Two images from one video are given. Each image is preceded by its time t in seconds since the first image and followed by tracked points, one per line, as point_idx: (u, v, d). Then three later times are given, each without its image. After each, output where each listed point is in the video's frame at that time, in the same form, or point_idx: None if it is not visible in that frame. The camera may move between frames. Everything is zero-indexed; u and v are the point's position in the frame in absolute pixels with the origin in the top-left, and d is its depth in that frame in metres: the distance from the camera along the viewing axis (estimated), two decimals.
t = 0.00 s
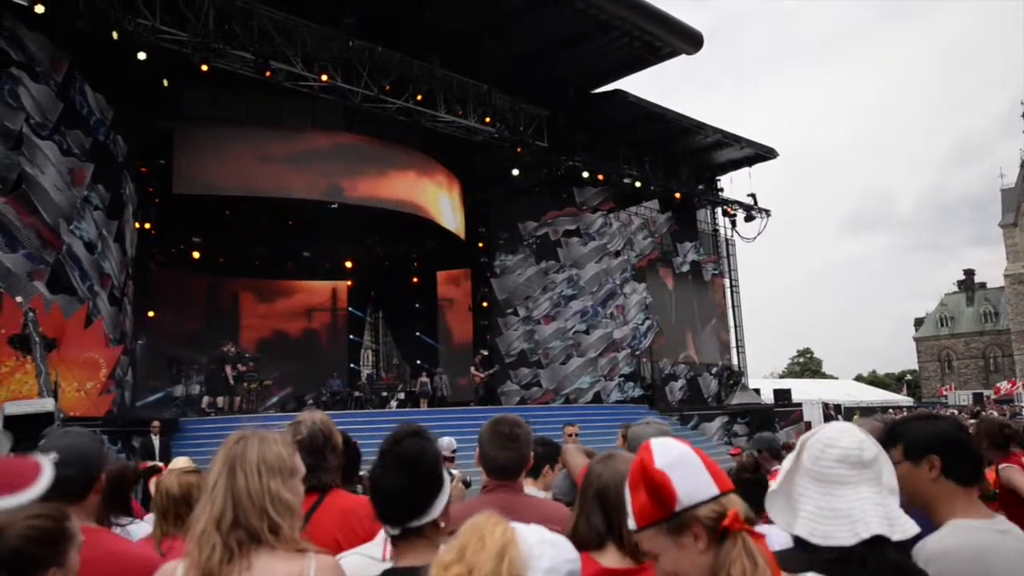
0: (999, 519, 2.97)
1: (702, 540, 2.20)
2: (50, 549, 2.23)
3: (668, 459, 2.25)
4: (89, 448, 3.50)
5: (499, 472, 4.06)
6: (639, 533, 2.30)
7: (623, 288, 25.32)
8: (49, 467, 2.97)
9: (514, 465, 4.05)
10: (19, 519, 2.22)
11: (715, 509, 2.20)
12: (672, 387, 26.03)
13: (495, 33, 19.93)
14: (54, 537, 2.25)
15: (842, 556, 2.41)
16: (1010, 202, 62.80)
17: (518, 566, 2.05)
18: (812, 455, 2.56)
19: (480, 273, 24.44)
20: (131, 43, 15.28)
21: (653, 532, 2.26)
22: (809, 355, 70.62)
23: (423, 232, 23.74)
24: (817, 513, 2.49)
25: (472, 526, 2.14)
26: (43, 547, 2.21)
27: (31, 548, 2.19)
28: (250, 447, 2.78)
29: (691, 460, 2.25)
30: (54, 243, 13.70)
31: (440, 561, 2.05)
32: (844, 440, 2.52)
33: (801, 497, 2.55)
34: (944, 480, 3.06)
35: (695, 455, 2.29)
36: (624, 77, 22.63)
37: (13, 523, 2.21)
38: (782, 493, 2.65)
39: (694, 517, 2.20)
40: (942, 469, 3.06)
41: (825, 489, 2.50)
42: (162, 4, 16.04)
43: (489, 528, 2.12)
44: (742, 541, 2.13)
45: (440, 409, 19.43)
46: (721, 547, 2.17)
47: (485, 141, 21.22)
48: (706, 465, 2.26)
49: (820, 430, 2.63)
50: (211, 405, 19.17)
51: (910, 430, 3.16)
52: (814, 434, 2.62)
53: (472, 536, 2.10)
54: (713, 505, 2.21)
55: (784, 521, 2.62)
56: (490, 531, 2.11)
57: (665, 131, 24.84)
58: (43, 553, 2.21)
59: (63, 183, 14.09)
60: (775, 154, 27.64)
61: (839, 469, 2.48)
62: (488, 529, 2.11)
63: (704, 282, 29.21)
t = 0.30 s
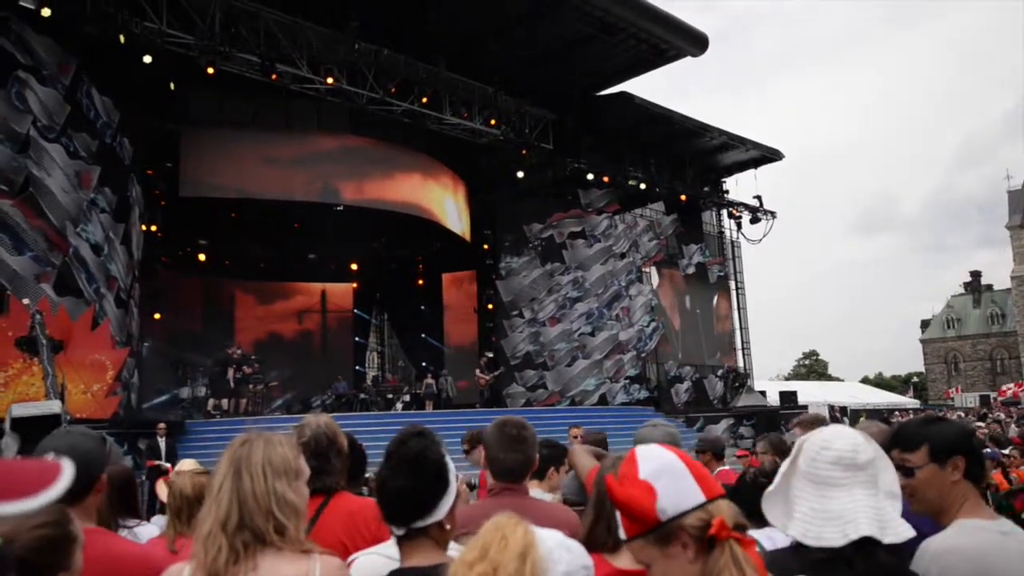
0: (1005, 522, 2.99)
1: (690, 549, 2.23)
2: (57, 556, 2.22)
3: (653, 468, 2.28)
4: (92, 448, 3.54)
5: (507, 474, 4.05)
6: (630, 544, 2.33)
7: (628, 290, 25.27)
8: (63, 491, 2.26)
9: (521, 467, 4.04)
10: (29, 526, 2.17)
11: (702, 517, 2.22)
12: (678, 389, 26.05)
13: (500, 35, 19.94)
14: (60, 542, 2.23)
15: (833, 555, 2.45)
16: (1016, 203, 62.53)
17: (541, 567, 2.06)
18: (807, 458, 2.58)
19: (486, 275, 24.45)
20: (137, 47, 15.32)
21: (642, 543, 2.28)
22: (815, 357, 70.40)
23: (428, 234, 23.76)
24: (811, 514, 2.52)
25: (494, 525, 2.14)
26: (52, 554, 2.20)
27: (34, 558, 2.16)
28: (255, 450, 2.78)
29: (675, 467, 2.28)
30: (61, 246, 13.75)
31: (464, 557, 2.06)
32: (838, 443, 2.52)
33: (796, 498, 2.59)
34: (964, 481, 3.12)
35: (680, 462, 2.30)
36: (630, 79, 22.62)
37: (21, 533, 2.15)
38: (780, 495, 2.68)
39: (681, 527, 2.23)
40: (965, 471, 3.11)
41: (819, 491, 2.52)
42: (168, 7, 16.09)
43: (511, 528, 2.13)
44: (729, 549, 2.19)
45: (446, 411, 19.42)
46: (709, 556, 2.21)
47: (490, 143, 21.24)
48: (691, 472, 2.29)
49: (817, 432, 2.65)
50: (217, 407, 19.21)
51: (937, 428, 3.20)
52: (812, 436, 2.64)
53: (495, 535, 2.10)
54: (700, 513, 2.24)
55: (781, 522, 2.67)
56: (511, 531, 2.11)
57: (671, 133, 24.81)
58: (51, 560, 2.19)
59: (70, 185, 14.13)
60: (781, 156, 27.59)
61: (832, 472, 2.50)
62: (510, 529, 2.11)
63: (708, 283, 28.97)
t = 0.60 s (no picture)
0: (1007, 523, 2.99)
1: (690, 554, 2.23)
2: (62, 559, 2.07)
3: (654, 472, 2.27)
4: (91, 450, 3.54)
5: (513, 475, 4.06)
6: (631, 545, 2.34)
7: (633, 291, 25.22)
8: (62, 498, 1.74)
9: (527, 468, 4.05)
10: (34, 529, 2.00)
11: (702, 522, 2.22)
12: (683, 390, 25.98)
13: (504, 36, 19.94)
14: (66, 543, 2.08)
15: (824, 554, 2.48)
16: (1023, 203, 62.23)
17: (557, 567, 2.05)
18: (805, 458, 2.62)
19: (491, 276, 24.55)
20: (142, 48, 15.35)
21: (643, 547, 2.28)
22: (821, 358, 70.17)
23: (433, 235, 23.77)
24: (807, 515, 2.55)
25: (511, 525, 2.14)
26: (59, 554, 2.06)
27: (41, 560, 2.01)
28: (261, 450, 2.78)
29: (675, 469, 2.27)
30: (67, 247, 13.78)
31: (480, 550, 2.07)
32: (834, 444, 2.57)
33: (794, 497, 2.63)
34: (965, 483, 3.13)
35: (681, 465, 2.30)
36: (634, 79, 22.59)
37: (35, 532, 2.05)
38: (778, 494, 2.71)
39: (681, 532, 2.23)
40: (964, 474, 3.13)
41: (815, 491, 2.56)
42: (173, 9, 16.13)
43: (528, 528, 2.12)
44: (730, 554, 2.20)
45: (451, 411, 19.41)
46: (710, 561, 2.22)
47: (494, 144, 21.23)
48: (693, 476, 2.28)
49: (816, 433, 2.68)
50: (223, 407, 19.25)
51: (937, 430, 3.21)
52: (810, 438, 2.68)
53: (513, 532, 2.10)
54: (701, 518, 2.23)
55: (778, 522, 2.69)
56: (529, 531, 2.11)
57: (675, 133, 24.78)
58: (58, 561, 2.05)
59: (76, 187, 14.16)
60: (786, 156, 27.52)
61: (828, 472, 2.54)
62: (527, 530, 2.11)
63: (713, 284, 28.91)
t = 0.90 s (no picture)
0: (1012, 527, 2.98)
1: (702, 559, 2.23)
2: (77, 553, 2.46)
3: (670, 474, 2.28)
4: (100, 451, 3.56)
5: (519, 477, 4.06)
6: (640, 546, 2.35)
7: (639, 292, 25.15)
8: (66, 501, 1.62)
9: (534, 470, 4.06)
10: (52, 525, 2.41)
11: (716, 529, 2.22)
12: (690, 392, 25.44)
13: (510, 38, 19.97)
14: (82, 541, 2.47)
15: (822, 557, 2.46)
16: None
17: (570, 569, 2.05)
18: (807, 461, 2.62)
19: (496, 278, 24.69)
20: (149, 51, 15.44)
21: (655, 548, 2.29)
22: (830, 361, 69.84)
23: (439, 237, 23.80)
24: (807, 516, 2.54)
25: (523, 525, 2.14)
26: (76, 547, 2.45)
27: (62, 551, 2.42)
28: (270, 449, 2.80)
29: (693, 473, 2.28)
30: (75, 249, 13.87)
31: (495, 549, 2.08)
32: (835, 445, 2.58)
33: (796, 500, 2.62)
34: (970, 488, 3.12)
35: (698, 468, 2.30)
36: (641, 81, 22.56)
37: (47, 529, 2.40)
38: (779, 497, 2.71)
39: (694, 537, 2.23)
40: (971, 478, 3.12)
41: (816, 493, 2.55)
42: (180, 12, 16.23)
43: (542, 529, 2.13)
44: (744, 564, 2.19)
45: (457, 413, 19.41)
46: (724, 567, 2.22)
47: (501, 145, 21.25)
48: (709, 479, 2.28)
49: (817, 436, 2.69)
50: (229, 408, 19.31)
51: (943, 434, 3.22)
52: (811, 441, 2.68)
53: (525, 534, 2.10)
54: (716, 524, 2.24)
55: (781, 525, 2.68)
56: (542, 531, 2.11)
57: (682, 135, 24.74)
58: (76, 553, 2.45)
59: (85, 189, 14.25)
60: (793, 157, 27.42)
61: (829, 473, 2.54)
62: (540, 530, 2.11)
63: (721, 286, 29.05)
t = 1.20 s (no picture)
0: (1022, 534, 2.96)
1: (713, 566, 2.22)
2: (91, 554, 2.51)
3: (684, 481, 2.26)
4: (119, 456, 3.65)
5: (527, 479, 4.04)
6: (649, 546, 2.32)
7: (649, 296, 25.10)
8: (69, 503, 1.48)
9: (541, 472, 4.04)
10: (70, 519, 2.49)
11: (730, 537, 2.21)
12: (700, 396, 25.55)
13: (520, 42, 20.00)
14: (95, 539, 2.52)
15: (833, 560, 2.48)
16: None
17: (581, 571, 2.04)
18: (815, 464, 2.62)
19: (507, 281, 24.69)
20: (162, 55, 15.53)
21: (665, 554, 2.26)
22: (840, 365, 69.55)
23: (449, 240, 23.84)
24: (817, 520, 2.55)
25: (536, 530, 2.14)
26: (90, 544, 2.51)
27: (80, 546, 2.49)
28: (279, 451, 2.81)
29: (706, 479, 2.26)
30: (88, 251, 13.97)
31: (508, 552, 2.08)
32: (844, 449, 2.58)
33: (804, 504, 2.62)
34: (982, 496, 3.09)
35: (713, 474, 2.29)
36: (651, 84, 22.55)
37: (64, 528, 2.47)
38: (787, 501, 2.73)
39: (706, 545, 2.22)
40: (983, 486, 3.09)
41: (825, 496, 2.56)
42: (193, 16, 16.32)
43: (555, 534, 2.12)
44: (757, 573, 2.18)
45: (466, 416, 19.41)
46: None
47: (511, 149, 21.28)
48: (725, 487, 2.27)
49: (825, 439, 2.69)
50: (240, 411, 19.36)
51: (956, 439, 3.17)
52: (818, 444, 2.69)
53: (539, 538, 2.09)
54: (728, 533, 2.23)
55: (789, 528, 2.68)
56: (554, 535, 2.10)
57: (692, 138, 24.70)
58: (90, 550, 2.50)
59: (97, 192, 14.34)
60: (804, 160, 27.35)
61: (838, 477, 2.54)
62: (553, 534, 2.11)
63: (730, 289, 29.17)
